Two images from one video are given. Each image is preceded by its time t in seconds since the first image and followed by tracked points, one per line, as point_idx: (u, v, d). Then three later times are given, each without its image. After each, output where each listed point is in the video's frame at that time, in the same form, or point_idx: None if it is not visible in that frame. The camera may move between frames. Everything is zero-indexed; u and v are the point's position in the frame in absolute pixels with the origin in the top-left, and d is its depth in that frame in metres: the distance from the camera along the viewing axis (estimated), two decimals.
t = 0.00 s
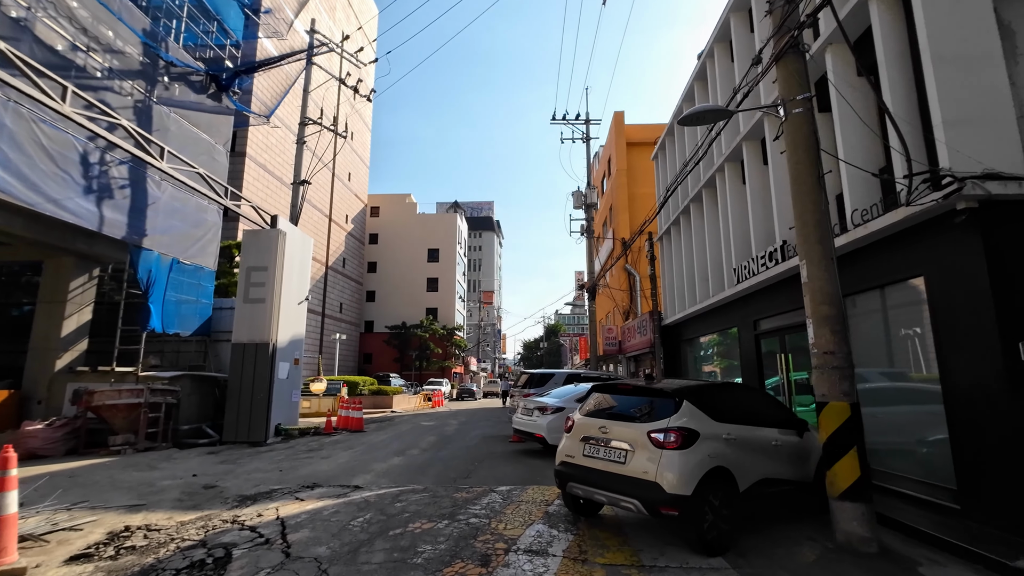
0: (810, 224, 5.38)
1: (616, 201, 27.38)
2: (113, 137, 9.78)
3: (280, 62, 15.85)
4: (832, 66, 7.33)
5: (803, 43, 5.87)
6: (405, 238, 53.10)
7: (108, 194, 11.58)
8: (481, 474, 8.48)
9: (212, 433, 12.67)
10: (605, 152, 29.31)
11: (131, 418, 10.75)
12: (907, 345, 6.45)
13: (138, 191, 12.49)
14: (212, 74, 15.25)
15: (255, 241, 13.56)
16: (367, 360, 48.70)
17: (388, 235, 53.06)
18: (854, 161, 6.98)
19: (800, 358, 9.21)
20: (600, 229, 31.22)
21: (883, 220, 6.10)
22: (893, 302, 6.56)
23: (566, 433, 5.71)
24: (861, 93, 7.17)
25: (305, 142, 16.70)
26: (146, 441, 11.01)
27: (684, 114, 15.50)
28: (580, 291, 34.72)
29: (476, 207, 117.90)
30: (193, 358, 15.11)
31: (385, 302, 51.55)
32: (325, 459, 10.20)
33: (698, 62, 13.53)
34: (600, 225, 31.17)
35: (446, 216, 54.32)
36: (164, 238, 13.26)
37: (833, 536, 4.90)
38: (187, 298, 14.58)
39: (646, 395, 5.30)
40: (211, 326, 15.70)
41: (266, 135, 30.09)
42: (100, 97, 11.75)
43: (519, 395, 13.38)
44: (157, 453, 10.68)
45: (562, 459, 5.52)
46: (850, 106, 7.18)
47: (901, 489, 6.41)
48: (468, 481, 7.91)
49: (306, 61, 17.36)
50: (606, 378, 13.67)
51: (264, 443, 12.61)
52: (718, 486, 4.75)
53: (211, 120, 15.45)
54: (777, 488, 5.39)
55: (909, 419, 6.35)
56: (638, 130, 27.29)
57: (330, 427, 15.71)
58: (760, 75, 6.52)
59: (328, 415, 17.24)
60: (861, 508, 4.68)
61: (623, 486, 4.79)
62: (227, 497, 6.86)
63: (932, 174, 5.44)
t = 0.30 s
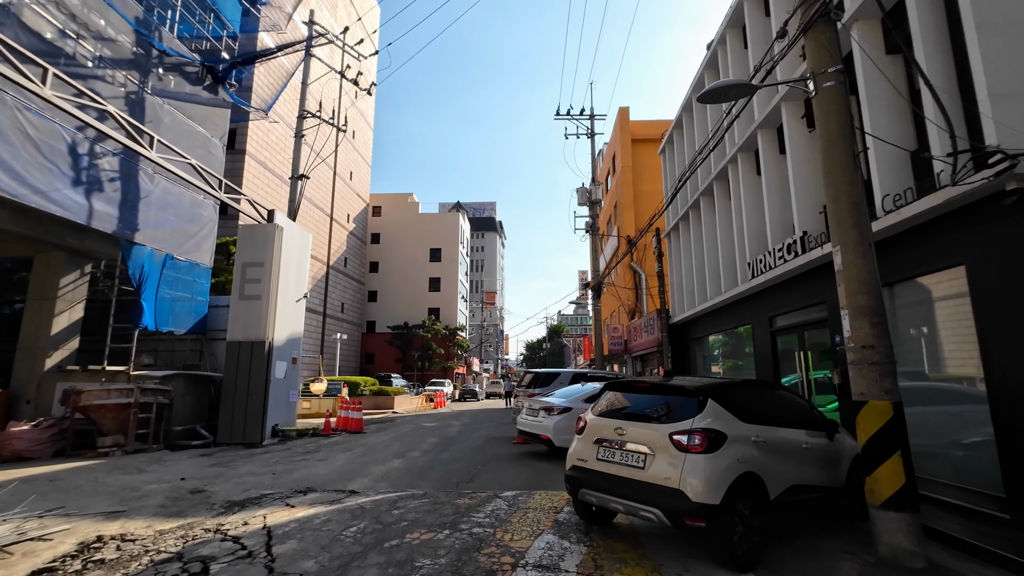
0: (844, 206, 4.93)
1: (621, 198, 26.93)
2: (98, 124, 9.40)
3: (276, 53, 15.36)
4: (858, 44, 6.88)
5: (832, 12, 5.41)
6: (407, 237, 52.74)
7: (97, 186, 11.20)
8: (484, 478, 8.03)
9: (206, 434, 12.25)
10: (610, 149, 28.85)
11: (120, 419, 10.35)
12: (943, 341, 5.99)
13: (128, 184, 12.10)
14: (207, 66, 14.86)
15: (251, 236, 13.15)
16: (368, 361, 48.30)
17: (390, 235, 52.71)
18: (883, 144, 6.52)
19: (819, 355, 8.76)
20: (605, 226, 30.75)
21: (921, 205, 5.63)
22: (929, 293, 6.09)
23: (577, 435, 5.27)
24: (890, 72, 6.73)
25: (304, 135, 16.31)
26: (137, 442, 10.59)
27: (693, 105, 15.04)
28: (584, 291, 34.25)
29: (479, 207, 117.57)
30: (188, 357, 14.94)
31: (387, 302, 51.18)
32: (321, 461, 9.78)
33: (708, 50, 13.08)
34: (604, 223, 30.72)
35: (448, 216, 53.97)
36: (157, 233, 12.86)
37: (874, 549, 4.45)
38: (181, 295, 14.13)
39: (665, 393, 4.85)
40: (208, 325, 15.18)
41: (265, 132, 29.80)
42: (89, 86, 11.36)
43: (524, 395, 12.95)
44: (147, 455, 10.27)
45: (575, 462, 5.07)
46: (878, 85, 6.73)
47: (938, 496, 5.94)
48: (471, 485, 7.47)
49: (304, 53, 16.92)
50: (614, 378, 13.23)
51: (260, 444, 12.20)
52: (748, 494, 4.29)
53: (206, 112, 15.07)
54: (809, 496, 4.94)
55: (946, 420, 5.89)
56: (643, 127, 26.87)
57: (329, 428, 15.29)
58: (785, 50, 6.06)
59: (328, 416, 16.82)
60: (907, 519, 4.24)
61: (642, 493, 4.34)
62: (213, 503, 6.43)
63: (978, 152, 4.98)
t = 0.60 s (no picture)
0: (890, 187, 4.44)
1: (625, 195, 26.46)
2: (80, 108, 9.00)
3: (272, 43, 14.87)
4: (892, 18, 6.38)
5: None
6: (408, 236, 52.33)
7: (86, 178, 10.79)
8: (488, 483, 7.59)
9: (200, 435, 11.84)
10: (614, 144, 28.36)
11: (109, 420, 9.92)
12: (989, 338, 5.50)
13: (119, 175, 11.69)
14: (203, 56, 14.40)
15: (246, 231, 12.71)
16: (370, 360, 47.91)
17: (391, 233, 52.31)
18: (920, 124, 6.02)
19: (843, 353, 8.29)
20: (610, 223, 30.28)
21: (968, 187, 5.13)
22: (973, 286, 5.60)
23: (591, 440, 4.81)
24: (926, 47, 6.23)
25: (302, 128, 15.89)
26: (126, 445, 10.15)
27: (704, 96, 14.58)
28: (588, 289, 33.79)
29: (481, 206, 117.16)
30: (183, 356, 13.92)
31: (388, 301, 50.79)
32: (318, 464, 9.33)
33: (721, 36, 12.58)
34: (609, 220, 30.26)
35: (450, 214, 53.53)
36: (150, 228, 12.43)
37: (927, 569, 3.98)
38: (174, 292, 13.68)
39: (692, 395, 4.38)
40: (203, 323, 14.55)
41: (264, 126, 29.49)
42: (78, 74, 10.92)
43: (528, 396, 12.50)
44: (136, 458, 9.84)
45: (590, 471, 4.61)
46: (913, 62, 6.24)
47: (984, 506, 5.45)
48: (475, 492, 7.00)
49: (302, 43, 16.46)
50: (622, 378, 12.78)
51: (255, 446, 11.75)
52: (787, 508, 3.83)
53: (202, 104, 14.62)
54: (849, 507, 4.47)
55: (993, 424, 5.41)
56: (649, 122, 26.40)
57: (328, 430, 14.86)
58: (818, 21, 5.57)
59: (326, 417, 16.36)
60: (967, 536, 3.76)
61: (668, 507, 3.88)
62: (198, 512, 5.98)
63: None
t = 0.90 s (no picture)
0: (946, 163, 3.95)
1: (630, 191, 25.97)
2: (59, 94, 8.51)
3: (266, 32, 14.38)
4: None
5: None
6: (409, 235, 51.90)
7: (70, 169, 10.32)
8: (492, 489, 7.11)
9: (191, 437, 11.39)
10: (618, 140, 27.88)
11: (94, 421, 9.48)
12: None
13: (106, 166, 11.24)
14: (195, 45, 13.93)
15: (239, 225, 12.25)
16: (370, 360, 47.49)
17: (392, 232, 51.89)
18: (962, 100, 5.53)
19: (867, 350, 7.83)
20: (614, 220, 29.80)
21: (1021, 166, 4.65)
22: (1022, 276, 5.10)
23: (606, 444, 4.36)
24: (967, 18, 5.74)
25: (298, 121, 15.44)
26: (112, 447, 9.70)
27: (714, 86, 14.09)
28: (591, 288, 33.31)
29: (482, 206, 116.66)
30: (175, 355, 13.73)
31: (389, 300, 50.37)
32: (312, 468, 8.86)
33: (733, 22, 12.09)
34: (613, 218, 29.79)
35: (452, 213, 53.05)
36: (140, 222, 11.98)
37: None
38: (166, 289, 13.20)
39: (721, 396, 3.91)
40: (195, 321, 14.17)
41: (263, 123, 29.06)
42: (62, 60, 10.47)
43: (533, 396, 12.03)
44: (122, 461, 9.38)
45: (606, 480, 4.15)
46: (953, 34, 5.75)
47: None
48: (478, 499, 6.52)
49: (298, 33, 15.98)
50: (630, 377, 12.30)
51: (249, 449, 11.31)
52: (835, 525, 3.36)
53: (195, 95, 14.11)
54: (896, 520, 4.01)
55: None
56: (653, 117, 25.93)
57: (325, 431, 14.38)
58: None
59: (324, 418, 15.91)
60: None
61: (698, 522, 3.42)
62: (177, 522, 5.52)
63: None
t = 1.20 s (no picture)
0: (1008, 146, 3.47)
1: (634, 188, 25.51)
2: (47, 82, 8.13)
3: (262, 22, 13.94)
4: None
5: None
6: (411, 234, 51.48)
7: (56, 160, 9.91)
8: (496, 496, 6.66)
9: (183, 439, 10.97)
10: (623, 136, 27.41)
11: (79, 424, 9.04)
12: None
13: (95, 157, 10.83)
14: (189, 34, 13.49)
15: (234, 219, 11.82)
16: (371, 360, 47.09)
17: (394, 231, 51.50)
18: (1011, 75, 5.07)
19: (894, 348, 7.39)
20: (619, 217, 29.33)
21: None
22: None
23: (626, 450, 3.93)
24: None
25: (296, 113, 15.02)
26: (98, 449, 9.28)
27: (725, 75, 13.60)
28: (595, 287, 32.88)
29: (484, 205, 116.27)
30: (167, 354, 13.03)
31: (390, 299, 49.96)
32: (306, 472, 8.42)
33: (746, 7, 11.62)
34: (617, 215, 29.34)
35: (454, 212, 52.62)
36: (130, 216, 11.57)
37: None
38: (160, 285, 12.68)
39: (759, 395, 3.46)
40: (190, 318, 13.54)
41: (262, 119, 28.66)
42: (48, 46, 10.07)
43: (538, 396, 11.59)
44: (108, 465, 8.94)
45: (629, 491, 3.69)
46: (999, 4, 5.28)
47: None
48: (482, 508, 6.06)
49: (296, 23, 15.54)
50: (638, 377, 11.84)
51: (242, 451, 10.89)
52: (897, 547, 2.92)
53: (189, 86, 13.67)
54: (953, 538, 3.57)
55: None
56: (658, 113, 25.43)
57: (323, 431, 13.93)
58: None
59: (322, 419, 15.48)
60: None
61: (740, 542, 2.98)
62: (156, 534, 5.07)
63: None
